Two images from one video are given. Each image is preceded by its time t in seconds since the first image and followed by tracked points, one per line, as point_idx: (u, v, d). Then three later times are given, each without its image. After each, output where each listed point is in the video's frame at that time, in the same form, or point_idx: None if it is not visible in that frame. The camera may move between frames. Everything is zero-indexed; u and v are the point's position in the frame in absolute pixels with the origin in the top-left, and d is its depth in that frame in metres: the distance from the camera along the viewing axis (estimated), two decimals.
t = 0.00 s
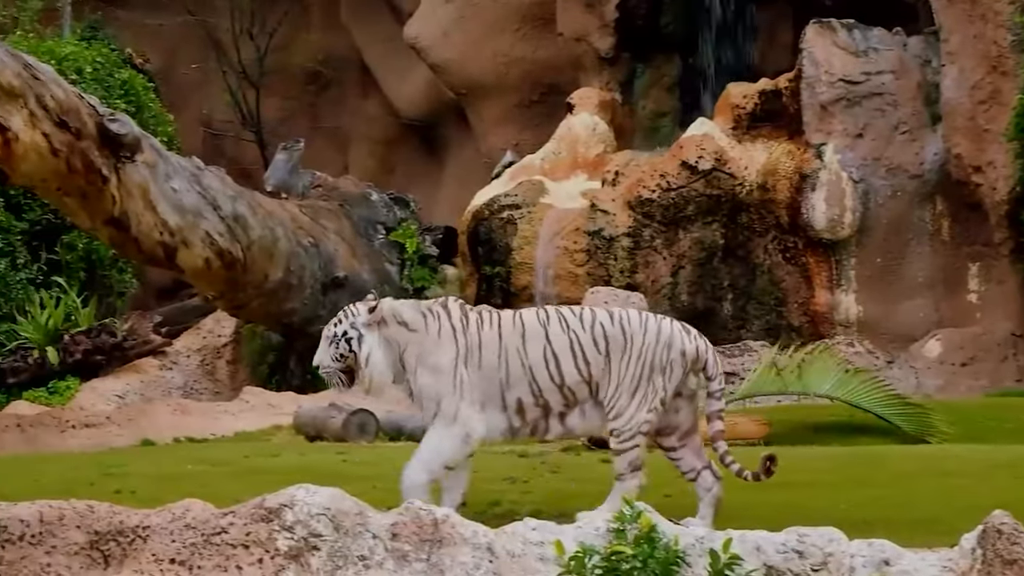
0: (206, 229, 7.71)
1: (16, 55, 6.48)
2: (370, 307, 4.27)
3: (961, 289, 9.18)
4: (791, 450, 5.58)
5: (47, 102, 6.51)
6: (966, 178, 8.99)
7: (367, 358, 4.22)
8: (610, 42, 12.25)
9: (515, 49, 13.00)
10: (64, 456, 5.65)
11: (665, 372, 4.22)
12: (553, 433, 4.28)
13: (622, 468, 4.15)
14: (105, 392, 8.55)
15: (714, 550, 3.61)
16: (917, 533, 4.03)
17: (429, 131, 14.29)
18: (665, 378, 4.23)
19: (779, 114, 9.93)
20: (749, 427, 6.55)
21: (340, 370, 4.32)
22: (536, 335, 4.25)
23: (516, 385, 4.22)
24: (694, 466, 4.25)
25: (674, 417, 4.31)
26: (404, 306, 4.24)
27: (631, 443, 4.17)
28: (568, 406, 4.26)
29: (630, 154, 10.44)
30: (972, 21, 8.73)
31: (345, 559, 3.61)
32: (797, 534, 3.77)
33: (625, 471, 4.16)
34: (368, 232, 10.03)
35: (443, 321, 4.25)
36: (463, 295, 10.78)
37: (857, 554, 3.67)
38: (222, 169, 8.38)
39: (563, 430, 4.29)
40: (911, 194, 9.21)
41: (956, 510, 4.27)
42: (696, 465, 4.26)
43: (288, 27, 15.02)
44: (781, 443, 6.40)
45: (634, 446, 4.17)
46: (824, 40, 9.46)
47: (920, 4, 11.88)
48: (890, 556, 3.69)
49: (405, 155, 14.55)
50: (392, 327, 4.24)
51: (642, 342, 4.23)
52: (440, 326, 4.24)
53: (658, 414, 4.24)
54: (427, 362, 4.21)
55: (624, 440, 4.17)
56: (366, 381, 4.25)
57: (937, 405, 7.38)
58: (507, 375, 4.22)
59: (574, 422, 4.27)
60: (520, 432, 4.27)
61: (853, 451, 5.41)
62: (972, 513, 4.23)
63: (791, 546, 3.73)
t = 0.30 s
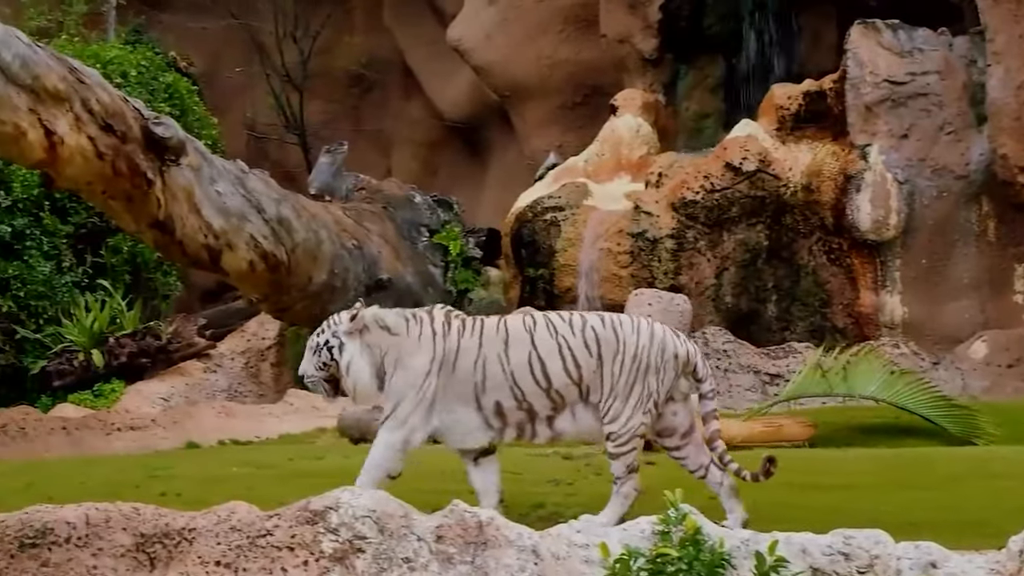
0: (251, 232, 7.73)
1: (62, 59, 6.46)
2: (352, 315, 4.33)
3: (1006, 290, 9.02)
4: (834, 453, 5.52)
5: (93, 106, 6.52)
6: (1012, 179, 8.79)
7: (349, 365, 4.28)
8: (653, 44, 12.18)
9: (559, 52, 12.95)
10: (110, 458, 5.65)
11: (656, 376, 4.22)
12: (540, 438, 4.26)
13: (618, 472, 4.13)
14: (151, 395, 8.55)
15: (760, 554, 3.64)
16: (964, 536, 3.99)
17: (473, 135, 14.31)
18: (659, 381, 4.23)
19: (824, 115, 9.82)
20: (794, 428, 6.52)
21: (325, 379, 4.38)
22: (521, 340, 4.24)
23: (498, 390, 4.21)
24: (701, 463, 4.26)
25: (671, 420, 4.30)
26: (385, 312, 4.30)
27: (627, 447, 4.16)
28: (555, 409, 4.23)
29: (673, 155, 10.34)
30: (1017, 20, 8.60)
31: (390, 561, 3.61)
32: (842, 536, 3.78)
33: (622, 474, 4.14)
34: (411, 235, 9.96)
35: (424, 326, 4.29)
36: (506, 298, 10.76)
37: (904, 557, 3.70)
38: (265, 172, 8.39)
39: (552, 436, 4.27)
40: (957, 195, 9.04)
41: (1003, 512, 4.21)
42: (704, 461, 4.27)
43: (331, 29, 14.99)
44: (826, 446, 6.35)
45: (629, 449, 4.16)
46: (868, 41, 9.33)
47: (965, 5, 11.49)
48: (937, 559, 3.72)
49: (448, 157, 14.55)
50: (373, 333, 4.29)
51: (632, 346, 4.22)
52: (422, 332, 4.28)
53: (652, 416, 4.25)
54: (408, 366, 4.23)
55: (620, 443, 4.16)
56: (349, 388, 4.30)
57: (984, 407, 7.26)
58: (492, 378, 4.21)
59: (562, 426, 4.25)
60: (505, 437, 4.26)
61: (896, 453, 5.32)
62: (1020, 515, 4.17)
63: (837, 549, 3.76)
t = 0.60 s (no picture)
0: (291, 235, 7.75)
1: (103, 63, 6.50)
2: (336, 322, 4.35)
3: None
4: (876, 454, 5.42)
5: (133, 110, 6.54)
6: None
7: (333, 372, 4.30)
8: (692, 45, 12.11)
9: (597, 54, 12.92)
10: (155, 461, 5.69)
11: (649, 372, 4.19)
12: (531, 439, 4.22)
13: (641, 469, 4.08)
14: (191, 398, 8.47)
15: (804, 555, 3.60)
16: (1009, 540, 3.95)
17: (511, 138, 14.33)
18: (653, 375, 4.20)
19: (865, 117, 9.67)
20: (835, 430, 6.34)
21: (311, 388, 4.41)
22: (509, 340, 4.21)
23: (488, 390, 4.19)
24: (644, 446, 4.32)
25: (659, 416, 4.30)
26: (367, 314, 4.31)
27: (639, 444, 4.11)
28: (546, 408, 4.20)
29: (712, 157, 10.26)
30: None
31: (432, 564, 3.63)
32: (885, 539, 3.77)
33: (646, 470, 4.09)
34: (451, 237, 9.88)
35: (409, 327, 4.28)
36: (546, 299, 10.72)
37: (947, 559, 3.70)
38: (305, 175, 8.41)
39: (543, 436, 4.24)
40: (999, 195, 8.92)
41: None
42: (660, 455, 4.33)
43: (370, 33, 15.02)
44: (868, 448, 6.18)
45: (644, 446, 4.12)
46: (909, 42, 9.21)
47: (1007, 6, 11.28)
48: (980, 561, 3.70)
49: (485, 160, 14.61)
50: (357, 337, 4.30)
51: (623, 343, 4.19)
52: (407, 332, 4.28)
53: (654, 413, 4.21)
54: (396, 367, 4.22)
55: (633, 443, 4.11)
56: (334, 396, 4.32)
57: None
58: (481, 378, 4.19)
59: (552, 425, 4.22)
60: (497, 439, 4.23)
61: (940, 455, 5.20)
62: None
63: (880, 551, 3.75)
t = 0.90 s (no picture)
0: (341, 239, 7.76)
1: (154, 68, 6.52)
2: (336, 325, 4.22)
3: None
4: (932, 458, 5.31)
5: (184, 115, 6.57)
6: None
7: (334, 376, 4.16)
8: (742, 47, 11.97)
9: (646, 56, 12.84)
10: (209, 465, 5.72)
11: (659, 377, 4.22)
12: (535, 442, 4.21)
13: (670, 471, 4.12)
14: (243, 403, 8.19)
15: (856, 559, 3.66)
16: None
17: (561, 140, 14.31)
18: (661, 383, 4.22)
19: (915, 118, 9.48)
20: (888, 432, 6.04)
21: (312, 392, 4.26)
22: (513, 344, 4.20)
23: (492, 392, 4.17)
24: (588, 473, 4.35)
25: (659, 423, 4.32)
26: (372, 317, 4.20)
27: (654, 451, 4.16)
28: (551, 411, 4.20)
29: (764, 158, 10.18)
30: None
31: (483, 567, 3.64)
32: (939, 542, 3.75)
33: (676, 471, 4.12)
34: (501, 240, 9.84)
35: (415, 329, 4.20)
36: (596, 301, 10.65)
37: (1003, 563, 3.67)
38: (354, 179, 8.39)
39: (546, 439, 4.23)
40: None
41: None
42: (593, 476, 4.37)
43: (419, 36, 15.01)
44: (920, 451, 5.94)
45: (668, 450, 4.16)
46: (961, 42, 9.23)
47: None
48: None
49: (535, 162, 14.54)
50: (361, 340, 4.18)
51: (630, 350, 4.21)
52: (413, 334, 4.19)
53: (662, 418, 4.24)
54: (403, 371, 4.14)
55: (652, 450, 4.16)
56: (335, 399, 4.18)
57: None
58: (488, 382, 4.17)
59: (557, 428, 4.21)
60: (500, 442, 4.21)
61: (996, 458, 5.13)
62: None
63: (933, 555, 3.73)
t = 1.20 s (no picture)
0: (382, 241, 7.76)
1: (196, 71, 6.53)
2: (322, 335, 4.37)
3: None
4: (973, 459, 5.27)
5: (226, 118, 6.58)
6: None
7: (322, 385, 4.32)
8: (784, 49, 11.97)
9: (688, 57, 12.79)
10: (254, 467, 5.77)
11: (636, 375, 4.44)
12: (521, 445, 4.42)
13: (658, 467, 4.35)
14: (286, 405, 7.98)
15: (899, 561, 3.64)
16: None
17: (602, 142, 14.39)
18: (640, 381, 4.45)
19: (958, 120, 9.33)
20: (931, 435, 5.84)
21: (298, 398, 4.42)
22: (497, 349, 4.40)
23: (482, 399, 4.36)
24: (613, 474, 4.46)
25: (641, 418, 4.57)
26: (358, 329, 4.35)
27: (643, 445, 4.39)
28: (536, 413, 4.41)
29: (806, 161, 10.06)
30: None
31: (524, 570, 3.61)
32: (983, 545, 3.71)
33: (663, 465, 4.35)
34: (541, 243, 9.79)
35: (401, 340, 4.35)
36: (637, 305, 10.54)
37: None
38: (396, 181, 8.39)
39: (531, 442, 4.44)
40: None
41: None
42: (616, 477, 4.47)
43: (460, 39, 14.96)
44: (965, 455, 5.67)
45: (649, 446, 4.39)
46: (1004, 44, 9.00)
47: None
48: None
49: (575, 165, 14.57)
50: (348, 351, 4.33)
51: (608, 349, 4.45)
52: (400, 346, 4.34)
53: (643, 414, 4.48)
54: (394, 382, 4.29)
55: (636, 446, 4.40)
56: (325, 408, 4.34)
57: None
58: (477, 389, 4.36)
59: (543, 430, 4.43)
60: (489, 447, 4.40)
61: None
62: None
63: (977, 557, 3.70)
